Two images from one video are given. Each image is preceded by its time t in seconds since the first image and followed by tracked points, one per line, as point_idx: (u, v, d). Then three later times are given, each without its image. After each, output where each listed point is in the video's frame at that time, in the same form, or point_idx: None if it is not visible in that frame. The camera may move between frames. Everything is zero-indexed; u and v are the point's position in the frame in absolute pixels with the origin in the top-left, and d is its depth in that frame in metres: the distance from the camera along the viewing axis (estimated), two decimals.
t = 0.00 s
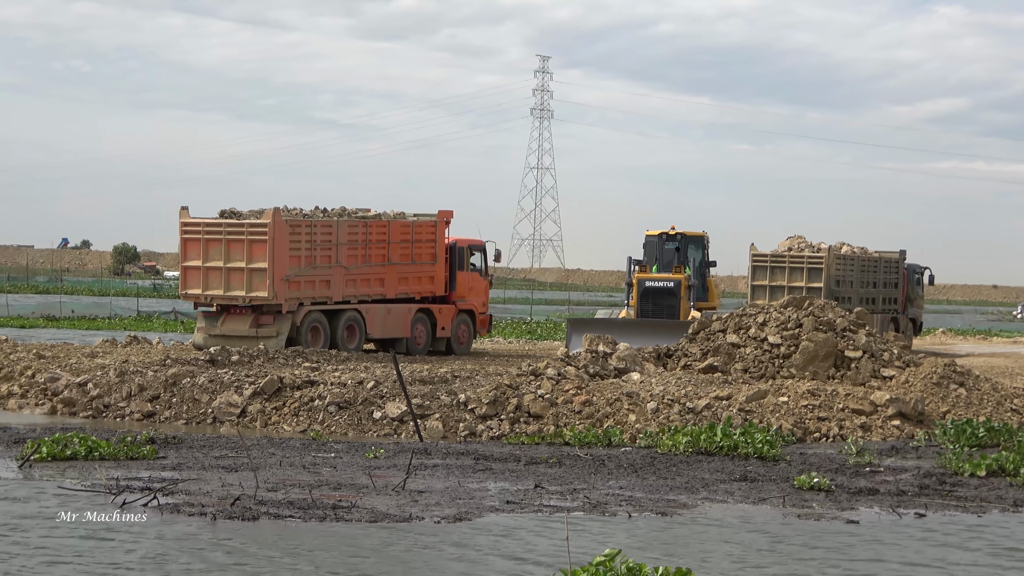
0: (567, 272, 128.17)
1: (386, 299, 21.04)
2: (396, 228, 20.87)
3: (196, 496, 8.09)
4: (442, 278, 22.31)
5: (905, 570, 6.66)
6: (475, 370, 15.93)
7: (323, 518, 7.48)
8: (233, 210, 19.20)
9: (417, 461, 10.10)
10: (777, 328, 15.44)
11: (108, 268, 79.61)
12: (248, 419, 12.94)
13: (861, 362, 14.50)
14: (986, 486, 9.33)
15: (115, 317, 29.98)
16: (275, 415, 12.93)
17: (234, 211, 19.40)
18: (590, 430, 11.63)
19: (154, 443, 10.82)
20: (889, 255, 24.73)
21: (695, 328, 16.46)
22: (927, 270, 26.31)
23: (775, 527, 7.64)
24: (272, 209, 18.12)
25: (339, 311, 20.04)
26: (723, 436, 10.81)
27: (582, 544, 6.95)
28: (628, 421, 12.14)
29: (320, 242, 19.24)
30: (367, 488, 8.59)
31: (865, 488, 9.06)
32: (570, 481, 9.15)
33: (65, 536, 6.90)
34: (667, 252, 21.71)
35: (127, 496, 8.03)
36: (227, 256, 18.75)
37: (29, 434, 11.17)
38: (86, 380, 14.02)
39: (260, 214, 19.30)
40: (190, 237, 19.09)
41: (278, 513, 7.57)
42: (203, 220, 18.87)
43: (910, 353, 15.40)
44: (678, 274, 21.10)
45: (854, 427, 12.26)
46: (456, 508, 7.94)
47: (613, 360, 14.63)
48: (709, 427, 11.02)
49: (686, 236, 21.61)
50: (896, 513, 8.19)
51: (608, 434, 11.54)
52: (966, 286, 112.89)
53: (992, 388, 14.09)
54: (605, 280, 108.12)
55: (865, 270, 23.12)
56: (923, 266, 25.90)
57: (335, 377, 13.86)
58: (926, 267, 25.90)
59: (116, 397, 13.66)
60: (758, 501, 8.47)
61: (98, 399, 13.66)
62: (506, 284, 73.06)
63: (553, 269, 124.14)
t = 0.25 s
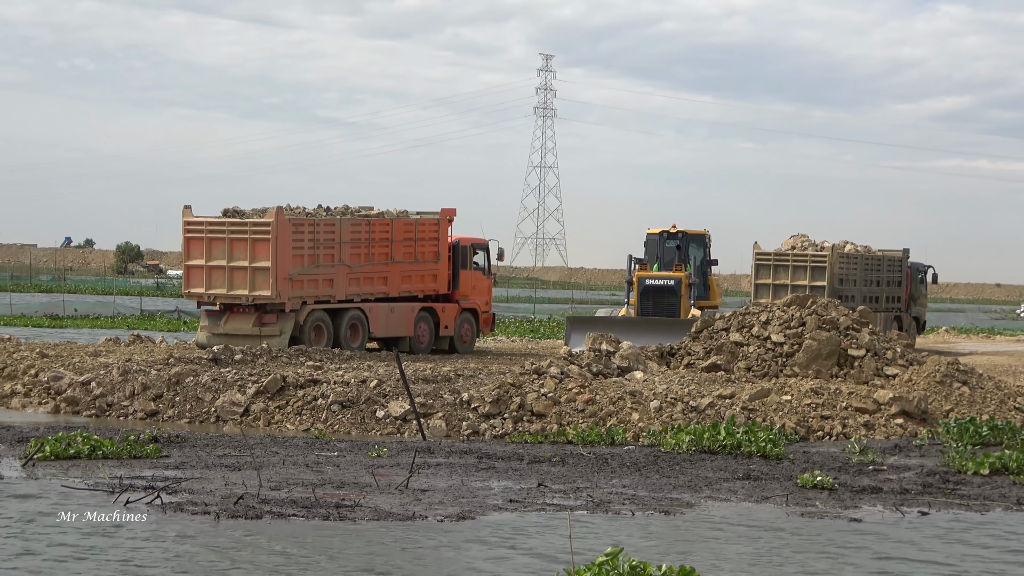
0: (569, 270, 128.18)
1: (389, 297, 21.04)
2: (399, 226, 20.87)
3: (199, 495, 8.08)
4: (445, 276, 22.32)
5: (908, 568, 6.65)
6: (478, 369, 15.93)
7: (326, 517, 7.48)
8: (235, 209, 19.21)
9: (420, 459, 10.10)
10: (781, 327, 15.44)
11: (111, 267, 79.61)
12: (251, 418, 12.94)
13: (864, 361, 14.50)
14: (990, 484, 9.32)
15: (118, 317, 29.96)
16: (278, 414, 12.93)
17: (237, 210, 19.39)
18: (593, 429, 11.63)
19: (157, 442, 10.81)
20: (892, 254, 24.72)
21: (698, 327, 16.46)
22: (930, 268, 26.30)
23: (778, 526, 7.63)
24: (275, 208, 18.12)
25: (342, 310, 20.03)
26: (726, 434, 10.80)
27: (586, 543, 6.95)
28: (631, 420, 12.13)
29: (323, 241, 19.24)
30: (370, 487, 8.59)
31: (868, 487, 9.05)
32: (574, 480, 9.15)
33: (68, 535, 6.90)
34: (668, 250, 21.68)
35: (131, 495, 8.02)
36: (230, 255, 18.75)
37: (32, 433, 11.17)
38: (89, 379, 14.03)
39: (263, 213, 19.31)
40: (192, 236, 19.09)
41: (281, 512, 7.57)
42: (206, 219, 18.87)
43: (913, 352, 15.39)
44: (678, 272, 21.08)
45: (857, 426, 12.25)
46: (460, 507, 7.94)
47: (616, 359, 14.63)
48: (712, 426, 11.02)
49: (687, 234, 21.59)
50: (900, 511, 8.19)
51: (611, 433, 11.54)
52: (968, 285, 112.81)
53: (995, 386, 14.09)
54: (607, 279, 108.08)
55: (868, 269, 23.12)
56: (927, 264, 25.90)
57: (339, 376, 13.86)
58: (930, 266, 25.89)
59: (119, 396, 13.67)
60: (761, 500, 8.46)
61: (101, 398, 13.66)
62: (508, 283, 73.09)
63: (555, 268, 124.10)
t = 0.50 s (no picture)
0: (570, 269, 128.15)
1: (391, 296, 21.05)
2: (400, 225, 20.87)
3: (201, 495, 8.09)
4: (447, 275, 22.34)
5: (910, 566, 6.65)
6: (480, 368, 15.94)
7: (329, 516, 7.48)
8: (237, 209, 19.20)
9: (423, 458, 10.10)
10: (782, 326, 15.44)
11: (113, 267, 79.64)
12: (253, 417, 12.94)
13: (866, 358, 14.49)
14: (992, 482, 9.32)
15: (121, 317, 29.97)
16: (280, 413, 12.93)
17: (238, 209, 19.38)
18: (595, 428, 11.64)
19: (159, 441, 10.81)
20: (894, 251, 24.71)
21: (700, 325, 16.45)
22: (933, 266, 26.29)
23: (780, 524, 7.63)
24: (277, 207, 18.11)
25: (343, 309, 20.04)
26: (729, 433, 10.81)
27: (589, 541, 6.95)
28: (633, 418, 12.13)
29: (324, 240, 19.24)
30: (373, 487, 8.59)
31: (871, 485, 9.05)
32: (576, 479, 9.14)
33: (70, 535, 6.90)
34: (668, 248, 21.64)
35: (133, 494, 8.02)
36: (232, 255, 18.74)
37: (34, 433, 11.19)
38: (91, 379, 14.03)
39: (264, 213, 19.30)
40: (194, 235, 19.09)
41: (283, 511, 7.57)
42: (207, 218, 18.87)
43: (916, 349, 15.39)
44: (678, 270, 21.04)
45: (859, 424, 12.26)
46: (462, 506, 7.94)
47: (618, 357, 14.63)
48: (714, 425, 11.02)
49: (687, 232, 21.58)
50: (902, 509, 8.18)
51: (613, 432, 11.54)
52: (970, 282, 112.80)
53: (997, 384, 14.09)
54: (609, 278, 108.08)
55: (870, 267, 23.12)
56: (929, 262, 25.89)
57: (341, 375, 13.86)
58: (932, 264, 25.89)
59: (122, 396, 13.67)
60: (763, 499, 8.46)
61: (103, 398, 13.67)
62: (511, 282, 72.94)
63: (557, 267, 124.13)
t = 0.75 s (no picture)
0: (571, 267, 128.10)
1: (393, 295, 21.05)
2: (402, 224, 20.88)
3: (203, 495, 8.09)
4: (449, 274, 22.34)
5: (913, 564, 6.65)
6: (482, 367, 15.93)
7: (331, 516, 7.48)
8: (239, 209, 19.19)
9: (425, 458, 10.10)
10: (784, 324, 15.44)
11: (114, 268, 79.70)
12: (256, 417, 12.94)
13: (868, 356, 14.49)
14: (994, 479, 9.32)
15: (123, 317, 30.00)
16: (282, 413, 12.93)
17: (240, 209, 19.37)
18: (598, 427, 11.64)
19: (161, 441, 10.82)
20: (896, 249, 24.69)
21: (702, 323, 16.45)
22: (934, 264, 26.27)
23: (782, 522, 7.63)
24: (278, 207, 18.11)
25: (345, 308, 20.05)
26: (731, 431, 10.80)
27: (591, 540, 6.95)
28: (635, 417, 12.12)
29: (326, 240, 19.25)
30: (375, 486, 8.59)
31: (873, 483, 9.05)
32: (578, 478, 9.14)
33: (72, 536, 6.90)
34: (668, 247, 21.68)
35: (135, 495, 8.03)
36: (234, 255, 18.74)
37: (37, 433, 11.19)
38: (94, 379, 14.04)
39: (266, 213, 19.30)
40: (196, 235, 19.10)
41: (286, 511, 7.57)
42: (209, 218, 18.87)
43: (917, 347, 15.38)
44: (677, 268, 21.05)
45: (861, 422, 12.26)
46: (464, 505, 7.94)
47: (620, 356, 14.63)
48: (716, 423, 11.02)
49: (687, 231, 21.57)
50: (904, 507, 8.18)
51: (615, 430, 11.54)
52: (972, 280, 112.72)
53: (999, 381, 14.09)
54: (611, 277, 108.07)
55: (872, 265, 23.11)
56: (931, 260, 25.88)
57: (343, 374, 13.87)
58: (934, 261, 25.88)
59: (124, 396, 13.68)
60: (766, 497, 8.46)
61: (105, 398, 13.68)
62: (513, 281, 72.93)
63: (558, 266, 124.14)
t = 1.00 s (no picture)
0: (572, 267, 128.16)
1: (394, 295, 21.05)
2: (403, 224, 20.89)
3: (205, 495, 8.09)
4: (450, 273, 22.34)
5: (915, 563, 6.64)
6: (484, 367, 15.93)
7: (333, 516, 7.48)
8: (239, 209, 19.18)
9: (427, 458, 10.10)
10: (785, 322, 15.45)
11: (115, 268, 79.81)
12: (257, 418, 12.94)
13: (870, 355, 14.49)
14: (996, 478, 9.32)
15: (124, 317, 30.05)
16: (284, 414, 12.93)
17: (240, 210, 19.36)
18: (599, 426, 11.63)
19: (163, 442, 10.82)
20: (897, 247, 24.69)
21: (704, 322, 16.45)
22: (935, 262, 26.27)
23: (785, 521, 7.63)
24: (279, 208, 18.10)
25: (347, 308, 20.05)
26: (732, 430, 10.81)
27: (593, 540, 6.94)
28: (637, 416, 12.11)
29: (327, 240, 19.25)
30: (377, 486, 8.59)
31: (875, 481, 9.05)
32: (580, 477, 9.14)
33: (74, 536, 6.91)
34: (667, 245, 21.69)
35: (137, 495, 8.03)
36: (235, 255, 18.73)
37: (38, 434, 11.19)
38: (95, 380, 14.04)
39: (266, 213, 19.29)
40: (196, 236, 19.09)
41: (287, 511, 7.57)
42: (210, 219, 18.87)
43: (919, 345, 15.38)
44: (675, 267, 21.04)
45: (863, 420, 12.26)
46: (466, 505, 7.94)
47: (621, 355, 14.64)
48: (718, 422, 11.01)
49: (686, 229, 21.58)
50: (906, 506, 8.18)
51: (617, 430, 11.54)
52: (973, 278, 112.70)
53: (1001, 379, 14.09)
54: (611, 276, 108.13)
55: (874, 263, 23.11)
56: (932, 258, 25.88)
57: (345, 374, 13.86)
58: (935, 259, 25.87)
59: (125, 397, 13.69)
60: (768, 496, 8.46)
61: (107, 399, 13.68)
62: (514, 280, 72.96)
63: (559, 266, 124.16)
